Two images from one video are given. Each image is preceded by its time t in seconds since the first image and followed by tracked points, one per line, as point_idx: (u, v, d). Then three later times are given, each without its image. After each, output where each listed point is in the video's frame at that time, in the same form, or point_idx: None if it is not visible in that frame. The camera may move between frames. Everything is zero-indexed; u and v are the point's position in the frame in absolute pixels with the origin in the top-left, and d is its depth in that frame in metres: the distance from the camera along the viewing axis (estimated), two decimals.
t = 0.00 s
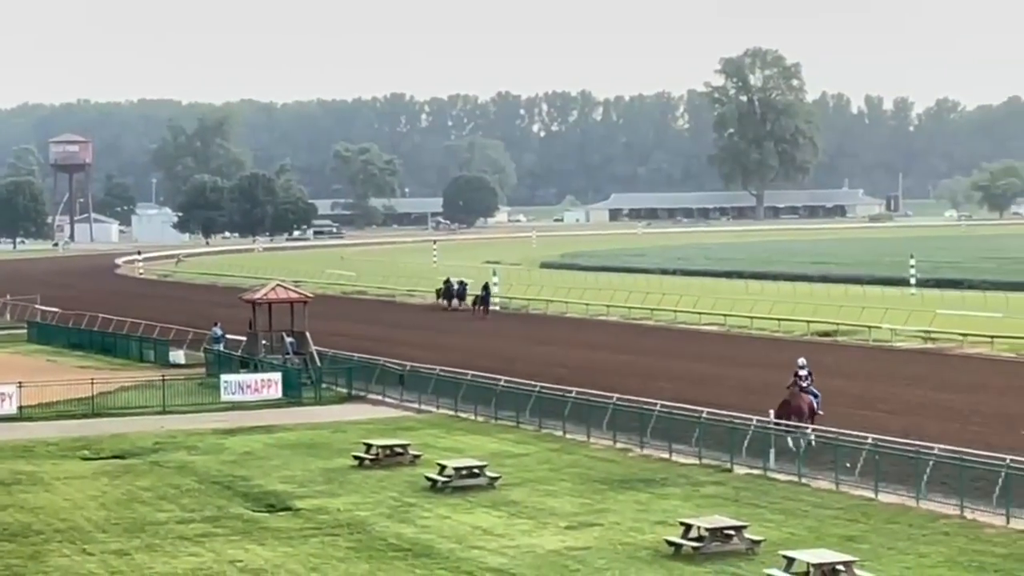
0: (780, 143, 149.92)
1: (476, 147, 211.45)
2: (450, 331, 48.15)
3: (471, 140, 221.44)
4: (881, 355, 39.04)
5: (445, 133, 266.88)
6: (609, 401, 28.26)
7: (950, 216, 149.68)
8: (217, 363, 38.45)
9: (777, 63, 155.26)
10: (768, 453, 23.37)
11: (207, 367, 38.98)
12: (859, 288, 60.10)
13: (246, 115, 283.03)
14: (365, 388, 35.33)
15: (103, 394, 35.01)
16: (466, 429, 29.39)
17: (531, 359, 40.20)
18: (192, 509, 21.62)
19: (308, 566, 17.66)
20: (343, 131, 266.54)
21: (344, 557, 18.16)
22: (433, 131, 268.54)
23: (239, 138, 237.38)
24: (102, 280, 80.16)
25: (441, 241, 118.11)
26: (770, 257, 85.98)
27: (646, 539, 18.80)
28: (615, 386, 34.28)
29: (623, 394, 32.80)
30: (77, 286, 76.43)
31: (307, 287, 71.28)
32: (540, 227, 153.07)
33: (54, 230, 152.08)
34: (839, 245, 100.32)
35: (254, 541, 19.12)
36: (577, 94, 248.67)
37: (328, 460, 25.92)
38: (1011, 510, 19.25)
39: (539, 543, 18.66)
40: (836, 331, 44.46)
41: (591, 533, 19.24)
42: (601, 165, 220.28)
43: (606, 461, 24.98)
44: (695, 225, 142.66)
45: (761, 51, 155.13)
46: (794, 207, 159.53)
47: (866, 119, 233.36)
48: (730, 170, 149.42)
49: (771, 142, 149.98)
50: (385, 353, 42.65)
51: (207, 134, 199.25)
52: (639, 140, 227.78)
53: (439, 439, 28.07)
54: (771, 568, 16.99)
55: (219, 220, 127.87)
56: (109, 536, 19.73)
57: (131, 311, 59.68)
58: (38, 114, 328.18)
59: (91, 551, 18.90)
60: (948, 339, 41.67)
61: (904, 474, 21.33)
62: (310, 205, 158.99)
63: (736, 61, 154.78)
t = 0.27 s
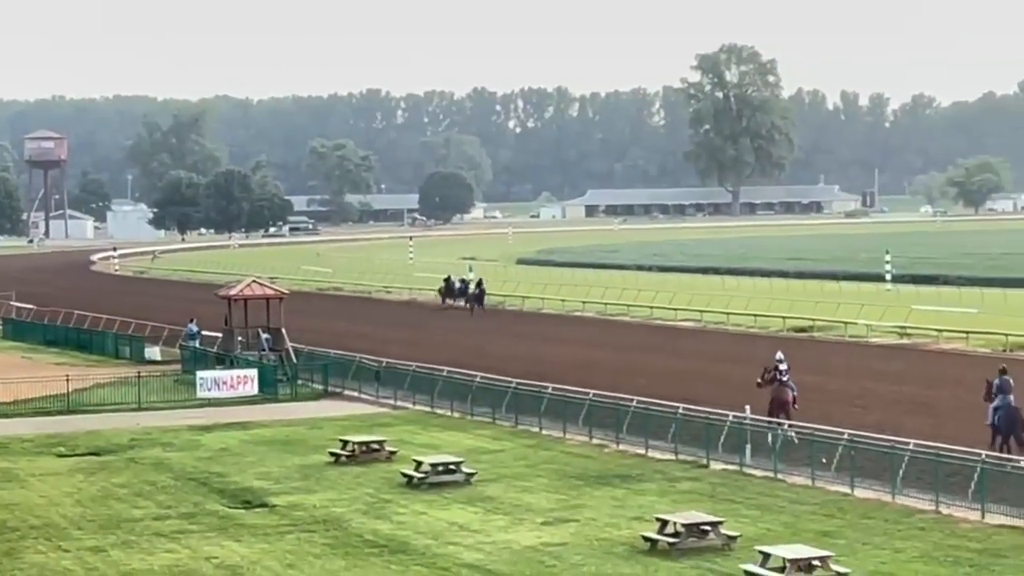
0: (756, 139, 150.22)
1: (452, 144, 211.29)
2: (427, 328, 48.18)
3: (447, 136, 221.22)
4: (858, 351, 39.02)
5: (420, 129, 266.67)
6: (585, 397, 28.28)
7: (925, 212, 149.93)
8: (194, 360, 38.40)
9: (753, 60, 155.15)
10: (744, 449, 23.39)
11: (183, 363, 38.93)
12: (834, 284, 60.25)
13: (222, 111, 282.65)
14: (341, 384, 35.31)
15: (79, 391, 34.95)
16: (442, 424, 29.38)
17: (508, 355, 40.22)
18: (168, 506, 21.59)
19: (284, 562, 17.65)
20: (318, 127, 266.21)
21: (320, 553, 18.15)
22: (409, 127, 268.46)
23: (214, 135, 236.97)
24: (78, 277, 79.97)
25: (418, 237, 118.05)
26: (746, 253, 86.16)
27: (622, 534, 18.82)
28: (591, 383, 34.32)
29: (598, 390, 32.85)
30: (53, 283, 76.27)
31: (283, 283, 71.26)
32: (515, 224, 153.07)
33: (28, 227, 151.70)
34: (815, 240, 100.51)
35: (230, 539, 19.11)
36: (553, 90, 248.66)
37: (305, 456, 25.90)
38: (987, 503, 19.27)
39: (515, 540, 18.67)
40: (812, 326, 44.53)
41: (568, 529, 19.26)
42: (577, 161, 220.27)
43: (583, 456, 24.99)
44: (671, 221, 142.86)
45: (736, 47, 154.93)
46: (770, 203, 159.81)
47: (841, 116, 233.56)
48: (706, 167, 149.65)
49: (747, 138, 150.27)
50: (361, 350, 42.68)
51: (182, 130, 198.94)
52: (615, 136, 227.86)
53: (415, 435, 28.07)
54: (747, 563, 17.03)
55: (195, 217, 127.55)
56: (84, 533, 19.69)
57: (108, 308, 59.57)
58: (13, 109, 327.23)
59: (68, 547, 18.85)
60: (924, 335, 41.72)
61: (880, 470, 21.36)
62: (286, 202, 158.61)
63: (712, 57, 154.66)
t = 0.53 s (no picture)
0: (731, 135, 150.31)
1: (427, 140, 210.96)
2: (401, 325, 48.21)
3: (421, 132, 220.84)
4: (834, 346, 39.09)
5: (396, 125, 266.34)
6: (560, 393, 28.29)
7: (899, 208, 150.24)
8: (167, 356, 38.32)
9: (728, 55, 154.82)
10: (718, 444, 23.42)
11: (157, 359, 38.83)
12: (806, 280, 60.39)
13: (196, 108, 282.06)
14: (315, 380, 35.28)
15: (52, 388, 34.87)
16: (416, 421, 29.40)
17: (482, 351, 40.24)
18: (143, 502, 21.56)
19: (259, 559, 17.64)
20: (292, 123, 265.73)
21: (295, 550, 18.14)
22: (384, 123, 268.17)
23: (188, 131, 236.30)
24: (50, 273, 79.68)
25: (393, 234, 117.80)
26: (720, 249, 86.19)
27: (595, 530, 18.86)
28: (565, 379, 34.36)
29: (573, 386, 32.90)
30: (27, 279, 76.02)
31: (259, 279, 71.13)
32: (490, 220, 152.90)
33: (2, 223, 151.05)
34: (790, 237, 100.53)
35: (204, 535, 19.10)
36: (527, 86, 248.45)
37: (279, 453, 25.88)
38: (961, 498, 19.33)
39: (490, 535, 18.69)
40: (786, 322, 44.59)
41: (543, 524, 19.28)
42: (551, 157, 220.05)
43: (558, 452, 25.01)
44: (647, 217, 142.91)
45: (712, 43, 154.60)
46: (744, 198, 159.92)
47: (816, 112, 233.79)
48: (681, 163, 149.69)
49: (722, 134, 150.36)
50: (336, 345, 42.67)
51: (156, 127, 198.41)
52: (589, 132, 227.73)
53: (391, 432, 28.05)
54: (720, 558, 17.07)
55: (169, 214, 127.09)
56: (59, 530, 19.66)
57: (81, 305, 59.44)
58: None
59: (43, 544, 18.83)
60: (897, 330, 41.81)
61: (853, 463, 21.39)
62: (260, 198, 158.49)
63: (686, 52, 154.39)
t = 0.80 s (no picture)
0: (705, 132, 150.55)
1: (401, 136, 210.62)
2: (375, 321, 48.18)
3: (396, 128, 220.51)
4: (807, 342, 39.14)
5: (369, 120, 266.01)
6: (534, 389, 28.30)
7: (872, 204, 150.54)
8: (141, 352, 38.22)
9: (701, 52, 154.65)
10: (691, 440, 23.42)
11: (131, 355, 38.74)
12: (779, 276, 60.48)
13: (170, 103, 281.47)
14: (289, 376, 35.25)
15: (26, 384, 34.78)
16: (390, 417, 29.38)
17: (456, 347, 40.21)
18: (117, 498, 21.53)
19: (233, 555, 17.62)
20: (266, 119, 265.26)
21: (268, 545, 18.13)
22: (359, 118, 267.90)
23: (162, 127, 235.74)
24: (23, 269, 79.42)
25: (367, 229, 117.61)
26: (693, 245, 86.22)
27: (569, 526, 18.86)
28: (539, 374, 34.36)
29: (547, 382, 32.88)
30: None
31: (232, 275, 71.03)
32: (464, 216, 152.83)
33: None
34: (764, 232, 100.60)
35: (178, 532, 19.07)
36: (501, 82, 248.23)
37: (253, 449, 25.85)
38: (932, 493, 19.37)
39: (464, 532, 18.69)
40: (760, 318, 44.62)
41: (518, 521, 19.28)
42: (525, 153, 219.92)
43: (531, 448, 25.01)
44: (621, 213, 142.95)
45: (686, 39, 154.25)
46: (719, 194, 160.07)
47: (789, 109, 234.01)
48: (654, 159, 149.72)
49: (696, 130, 150.58)
50: (309, 341, 42.66)
51: (130, 123, 197.98)
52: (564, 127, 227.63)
53: (365, 428, 28.01)
54: (694, 554, 17.09)
55: (143, 210, 126.70)
56: (33, 527, 19.61)
57: (54, 301, 59.32)
58: None
59: (16, 541, 18.78)
60: (871, 326, 41.87)
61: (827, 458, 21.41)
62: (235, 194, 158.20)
63: (660, 48, 154.12)
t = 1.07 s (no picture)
0: (678, 128, 150.77)
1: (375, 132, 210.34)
2: (346, 317, 48.15)
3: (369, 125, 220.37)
4: (780, 338, 39.19)
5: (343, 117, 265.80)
6: (508, 385, 28.31)
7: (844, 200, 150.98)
8: (113, 348, 38.12)
9: (674, 47, 154.49)
10: (664, 435, 23.48)
11: (102, 351, 38.65)
12: (751, 272, 60.54)
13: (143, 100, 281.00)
14: (262, 372, 35.22)
15: None
16: (363, 413, 29.39)
17: (427, 343, 40.12)
18: (89, 495, 21.50)
19: (205, 551, 17.61)
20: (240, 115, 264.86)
21: (241, 542, 18.11)
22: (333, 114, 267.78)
23: (135, 123, 235.26)
24: None
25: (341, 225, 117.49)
26: (666, 242, 86.26)
27: (542, 521, 18.89)
28: (513, 370, 34.44)
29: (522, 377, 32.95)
30: None
31: (206, 271, 70.99)
32: (437, 213, 152.73)
33: None
34: (735, 228, 100.70)
35: (151, 527, 19.07)
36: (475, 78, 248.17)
37: (226, 445, 25.83)
38: (904, 488, 19.44)
39: (438, 527, 18.67)
40: (733, 314, 44.73)
41: (491, 516, 19.28)
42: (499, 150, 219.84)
43: (505, 444, 25.02)
44: (594, 207, 142.99)
45: (659, 35, 153.78)
46: (692, 191, 160.22)
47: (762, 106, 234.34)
48: (627, 157, 149.87)
49: (669, 126, 150.86)
50: (281, 338, 42.65)
51: (103, 119, 197.65)
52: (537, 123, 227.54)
53: (339, 424, 28.01)
54: (669, 549, 17.14)
55: (116, 206, 126.34)
56: (4, 524, 19.57)
57: (25, 298, 59.18)
58: None
59: None
60: (842, 321, 42.01)
61: (800, 454, 21.48)
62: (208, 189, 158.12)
63: (633, 44, 153.73)
